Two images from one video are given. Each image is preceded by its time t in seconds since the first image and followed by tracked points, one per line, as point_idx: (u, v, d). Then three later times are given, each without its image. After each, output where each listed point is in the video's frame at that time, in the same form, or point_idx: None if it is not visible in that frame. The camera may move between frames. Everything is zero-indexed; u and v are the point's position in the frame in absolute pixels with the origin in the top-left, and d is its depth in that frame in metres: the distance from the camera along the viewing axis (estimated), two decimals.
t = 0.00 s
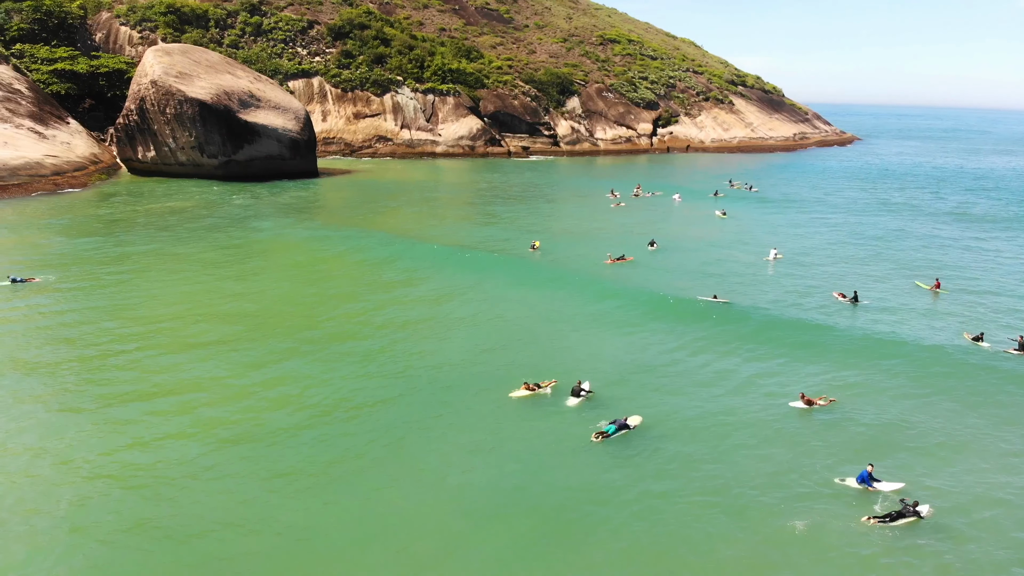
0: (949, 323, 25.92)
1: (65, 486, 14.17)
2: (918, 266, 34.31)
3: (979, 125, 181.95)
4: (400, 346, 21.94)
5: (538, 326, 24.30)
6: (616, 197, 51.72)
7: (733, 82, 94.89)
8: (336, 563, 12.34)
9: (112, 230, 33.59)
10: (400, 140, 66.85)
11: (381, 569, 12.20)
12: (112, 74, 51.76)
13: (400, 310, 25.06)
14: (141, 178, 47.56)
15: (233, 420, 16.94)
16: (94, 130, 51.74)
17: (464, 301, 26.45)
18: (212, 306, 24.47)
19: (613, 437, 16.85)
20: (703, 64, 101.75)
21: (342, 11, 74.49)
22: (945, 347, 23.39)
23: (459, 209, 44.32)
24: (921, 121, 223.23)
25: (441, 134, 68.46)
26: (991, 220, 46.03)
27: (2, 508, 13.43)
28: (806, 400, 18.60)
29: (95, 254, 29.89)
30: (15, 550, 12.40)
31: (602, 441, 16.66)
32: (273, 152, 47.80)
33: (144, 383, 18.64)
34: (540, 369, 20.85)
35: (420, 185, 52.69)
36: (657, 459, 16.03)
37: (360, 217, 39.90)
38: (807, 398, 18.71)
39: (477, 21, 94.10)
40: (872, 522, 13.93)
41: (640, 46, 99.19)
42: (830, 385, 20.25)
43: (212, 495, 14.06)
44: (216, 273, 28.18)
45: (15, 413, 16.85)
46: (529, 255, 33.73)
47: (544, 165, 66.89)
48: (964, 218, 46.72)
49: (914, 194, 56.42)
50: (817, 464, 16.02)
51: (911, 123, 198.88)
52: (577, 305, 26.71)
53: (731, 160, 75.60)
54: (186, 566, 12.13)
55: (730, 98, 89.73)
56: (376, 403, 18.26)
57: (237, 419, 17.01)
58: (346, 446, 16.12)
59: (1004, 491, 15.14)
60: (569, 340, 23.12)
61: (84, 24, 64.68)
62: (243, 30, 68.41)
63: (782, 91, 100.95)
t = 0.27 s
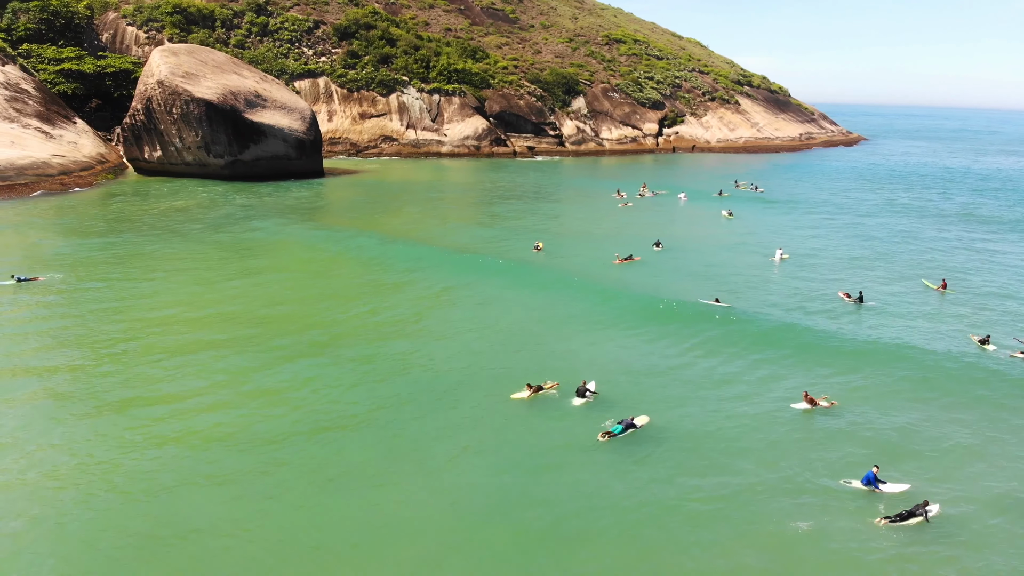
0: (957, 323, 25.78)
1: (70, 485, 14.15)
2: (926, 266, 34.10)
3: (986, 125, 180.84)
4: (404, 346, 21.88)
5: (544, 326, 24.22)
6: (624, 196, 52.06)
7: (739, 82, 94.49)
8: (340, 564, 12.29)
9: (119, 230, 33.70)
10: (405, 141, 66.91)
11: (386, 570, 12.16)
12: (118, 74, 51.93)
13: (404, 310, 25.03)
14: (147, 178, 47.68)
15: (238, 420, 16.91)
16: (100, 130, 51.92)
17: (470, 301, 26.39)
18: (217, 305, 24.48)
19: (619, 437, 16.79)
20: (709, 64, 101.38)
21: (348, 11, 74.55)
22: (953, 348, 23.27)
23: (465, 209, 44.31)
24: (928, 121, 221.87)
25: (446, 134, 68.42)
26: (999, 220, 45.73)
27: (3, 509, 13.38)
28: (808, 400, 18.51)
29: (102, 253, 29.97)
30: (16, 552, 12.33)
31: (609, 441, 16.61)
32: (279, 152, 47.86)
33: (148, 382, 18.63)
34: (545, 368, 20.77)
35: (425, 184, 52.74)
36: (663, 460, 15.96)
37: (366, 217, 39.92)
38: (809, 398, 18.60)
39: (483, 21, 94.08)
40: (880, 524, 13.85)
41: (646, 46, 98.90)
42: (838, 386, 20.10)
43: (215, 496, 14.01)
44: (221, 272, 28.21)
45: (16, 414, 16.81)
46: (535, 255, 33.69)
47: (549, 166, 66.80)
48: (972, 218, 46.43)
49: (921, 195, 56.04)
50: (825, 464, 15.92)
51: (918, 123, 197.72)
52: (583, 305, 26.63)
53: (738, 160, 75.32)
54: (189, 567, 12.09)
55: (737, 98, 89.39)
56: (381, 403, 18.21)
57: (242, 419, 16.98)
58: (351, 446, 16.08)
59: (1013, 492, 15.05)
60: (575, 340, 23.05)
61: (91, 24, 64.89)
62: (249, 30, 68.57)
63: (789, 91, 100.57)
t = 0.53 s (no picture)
0: (965, 324, 25.65)
1: (75, 484, 14.16)
2: (934, 267, 33.90)
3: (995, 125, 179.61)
4: (408, 345, 21.88)
5: (549, 326, 24.18)
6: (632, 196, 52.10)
7: (745, 82, 94.05)
8: (341, 562, 12.30)
9: (126, 229, 33.82)
10: (411, 141, 67.00)
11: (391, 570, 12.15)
12: (125, 74, 52.14)
13: (410, 309, 25.03)
14: (154, 177, 47.83)
15: (243, 419, 16.92)
16: (107, 129, 52.14)
17: (475, 301, 26.37)
18: (223, 304, 24.53)
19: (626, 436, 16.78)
20: (715, 64, 101.01)
21: (354, 11, 74.63)
22: (962, 349, 23.15)
23: (471, 209, 44.34)
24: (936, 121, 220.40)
25: (452, 134, 68.39)
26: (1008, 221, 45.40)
27: (2, 510, 13.33)
28: (813, 400, 18.41)
29: (109, 253, 30.09)
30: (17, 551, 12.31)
31: (617, 439, 16.58)
32: (285, 151, 47.95)
33: (154, 381, 18.66)
34: (551, 368, 20.73)
35: (431, 184, 52.82)
36: (670, 458, 15.93)
37: (372, 216, 39.99)
38: (813, 398, 18.49)
39: (489, 21, 94.05)
40: (887, 523, 13.85)
41: (652, 46, 98.59)
42: (845, 388, 19.98)
43: (216, 495, 14.00)
44: (227, 271, 28.27)
45: (18, 414, 16.77)
46: (541, 255, 33.68)
47: (555, 166, 66.70)
48: (980, 219, 46.12)
49: (928, 195, 55.68)
50: (831, 464, 15.88)
51: (926, 123, 196.51)
52: (589, 305, 26.61)
53: (744, 160, 75.03)
54: (192, 566, 12.09)
55: (743, 98, 89.04)
56: (386, 402, 18.20)
57: (247, 418, 16.99)
58: (356, 446, 16.07)
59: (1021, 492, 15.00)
60: (581, 339, 23.03)
61: (98, 24, 65.14)
62: (255, 30, 68.76)
63: (795, 91, 100.13)
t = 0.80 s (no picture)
0: (973, 324, 25.52)
1: (81, 483, 14.18)
2: (942, 267, 33.69)
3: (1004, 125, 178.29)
4: (413, 344, 21.89)
5: (555, 325, 24.16)
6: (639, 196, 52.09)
7: (751, 82, 93.65)
8: (346, 563, 12.28)
9: (133, 228, 33.96)
10: (417, 141, 67.08)
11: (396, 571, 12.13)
12: (133, 74, 52.34)
13: (415, 309, 25.02)
14: (161, 177, 47.99)
15: (248, 419, 16.92)
16: (115, 129, 52.37)
17: (481, 301, 26.36)
18: (229, 304, 24.58)
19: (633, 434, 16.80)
20: (722, 64, 100.62)
21: (360, 11, 74.69)
22: (970, 349, 23.03)
23: (477, 209, 44.35)
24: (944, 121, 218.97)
25: (458, 134, 68.38)
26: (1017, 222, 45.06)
27: (7, 509, 13.35)
28: (818, 400, 18.28)
29: (116, 252, 30.23)
30: (21, 551, 12.29)
31: (624, 438, 16.61)
32: (292, 151, 48.03)
33: (160, 380, 18.69)
34: (557, 367, 20.71)
35: (437, 184, 52.89)
36: (676, 458, 15.92)
37: (378, 216, 40.05)
38: (818, 397, 18.38)
39: (495, 21, 94.00)
40: (894, 524, 13.83)
41: (658, 46, 98.30)
42: (853, 387, 19.89)
43: (221, 495, 13.97)
44: (234, 271, 28.34)
45: (22, 413, 16.78)
46: (547, 255, 33.66)
47: (561, 166, 66.60)
48: (989, 220, 45.77)
49: (936, 196, 55.34)
50: (838, 465, 15.85)
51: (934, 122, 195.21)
52: (595, 304, 26.56)
53: (751, 160, 74.70)
54: (197, 566, 12.08)
55: (750, 98, 88.66)
56: (391, 402, 18.17)
57: (252, 418, 16.98)
58: (361, 446, 16.04)
59: None
60: (587, 339, 23.01)
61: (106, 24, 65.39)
62: (262, 30, 68.94)
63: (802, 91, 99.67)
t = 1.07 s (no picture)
0: (981, 325, 25.39)
1: (89, 479, 14.29)
2: (951, 267, 33.47)
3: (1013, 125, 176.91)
4: (418, 343, 21.90)
5: (561, 325, 24.15)
6: (645, 196, 52.01)
7: (758, 82, 93.25)
8: (352, 562, 12.33)
9: (141, 228, 34.15)
10: (423, 141, 67.17)
11: (404, 569, 12.18)
12: (140, 74, 52.59)
13: (421, 309, 25.07)
14: (168, 177, 48.19)
15: (255, 417, 16.98)
16: (122, 129, 52.64)
17: (486, 300, 26.40)
18: (236, 302, 24.68)
19: (640, 433, 16.88)
20: (729, 64, 100.19)
21: (366, 12, 74.79)
22: (978, 350, 22.92)
23: (483, 209, 44.37)
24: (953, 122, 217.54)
25: (463, 135, 68.36)
26: None
27: (16, 505, 13.45)
28: (824, 400, 18.24)
29: (124, 251, 30.40)
30: (25, 550, 12.31)
31: (630, 436, 16.70)
32: (298, 151, 48.11)
33: (167, 378, 18.78)
34: (562, 367, 20.72)
35: (443, 184, 52.91)
36: (682, 457, 15.93)
37: (385, 216, 40.13)
38: (824, 397, 18.33)
39: (501, 21, 93.98)
40: (901, 524, 13.81)
41: (665, 46, 98.00)
42: (860, 388, 19.82)
43: (226, 495, 13.98)
44: (240, 270, 28.45)
45: (26, 412, 16.79)
46: (552, 255, 33.69)
47: (567, 166, 66.49)
48: (998, 221, 45.40)
49: (945, 196, 54.95)
50: (844, 465, 15.83)
51: (942, 123, 193.86)
52: (601, 304, 26.58)
53: (757, 161, 74.40)
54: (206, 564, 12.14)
55: (756, 98, 88.24)
56: (397, 400, 18.21)
57: (259, 416, 17.04)
58: (367, 444, 16.09)
59: None
60: (593, 338, 23.00)
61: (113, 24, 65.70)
62: (269, 30, 69.14)
63: (809, 91, 99.17)
